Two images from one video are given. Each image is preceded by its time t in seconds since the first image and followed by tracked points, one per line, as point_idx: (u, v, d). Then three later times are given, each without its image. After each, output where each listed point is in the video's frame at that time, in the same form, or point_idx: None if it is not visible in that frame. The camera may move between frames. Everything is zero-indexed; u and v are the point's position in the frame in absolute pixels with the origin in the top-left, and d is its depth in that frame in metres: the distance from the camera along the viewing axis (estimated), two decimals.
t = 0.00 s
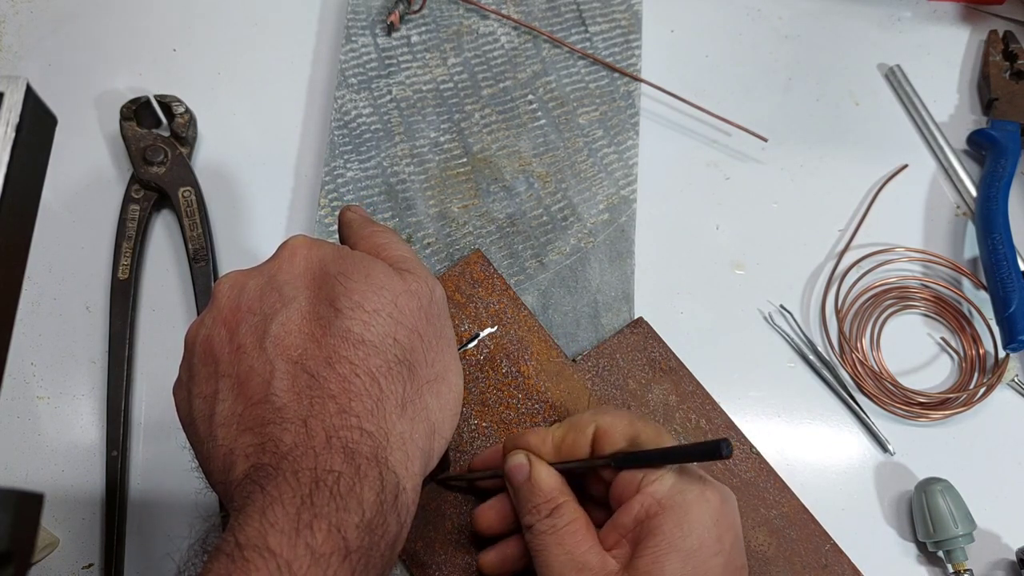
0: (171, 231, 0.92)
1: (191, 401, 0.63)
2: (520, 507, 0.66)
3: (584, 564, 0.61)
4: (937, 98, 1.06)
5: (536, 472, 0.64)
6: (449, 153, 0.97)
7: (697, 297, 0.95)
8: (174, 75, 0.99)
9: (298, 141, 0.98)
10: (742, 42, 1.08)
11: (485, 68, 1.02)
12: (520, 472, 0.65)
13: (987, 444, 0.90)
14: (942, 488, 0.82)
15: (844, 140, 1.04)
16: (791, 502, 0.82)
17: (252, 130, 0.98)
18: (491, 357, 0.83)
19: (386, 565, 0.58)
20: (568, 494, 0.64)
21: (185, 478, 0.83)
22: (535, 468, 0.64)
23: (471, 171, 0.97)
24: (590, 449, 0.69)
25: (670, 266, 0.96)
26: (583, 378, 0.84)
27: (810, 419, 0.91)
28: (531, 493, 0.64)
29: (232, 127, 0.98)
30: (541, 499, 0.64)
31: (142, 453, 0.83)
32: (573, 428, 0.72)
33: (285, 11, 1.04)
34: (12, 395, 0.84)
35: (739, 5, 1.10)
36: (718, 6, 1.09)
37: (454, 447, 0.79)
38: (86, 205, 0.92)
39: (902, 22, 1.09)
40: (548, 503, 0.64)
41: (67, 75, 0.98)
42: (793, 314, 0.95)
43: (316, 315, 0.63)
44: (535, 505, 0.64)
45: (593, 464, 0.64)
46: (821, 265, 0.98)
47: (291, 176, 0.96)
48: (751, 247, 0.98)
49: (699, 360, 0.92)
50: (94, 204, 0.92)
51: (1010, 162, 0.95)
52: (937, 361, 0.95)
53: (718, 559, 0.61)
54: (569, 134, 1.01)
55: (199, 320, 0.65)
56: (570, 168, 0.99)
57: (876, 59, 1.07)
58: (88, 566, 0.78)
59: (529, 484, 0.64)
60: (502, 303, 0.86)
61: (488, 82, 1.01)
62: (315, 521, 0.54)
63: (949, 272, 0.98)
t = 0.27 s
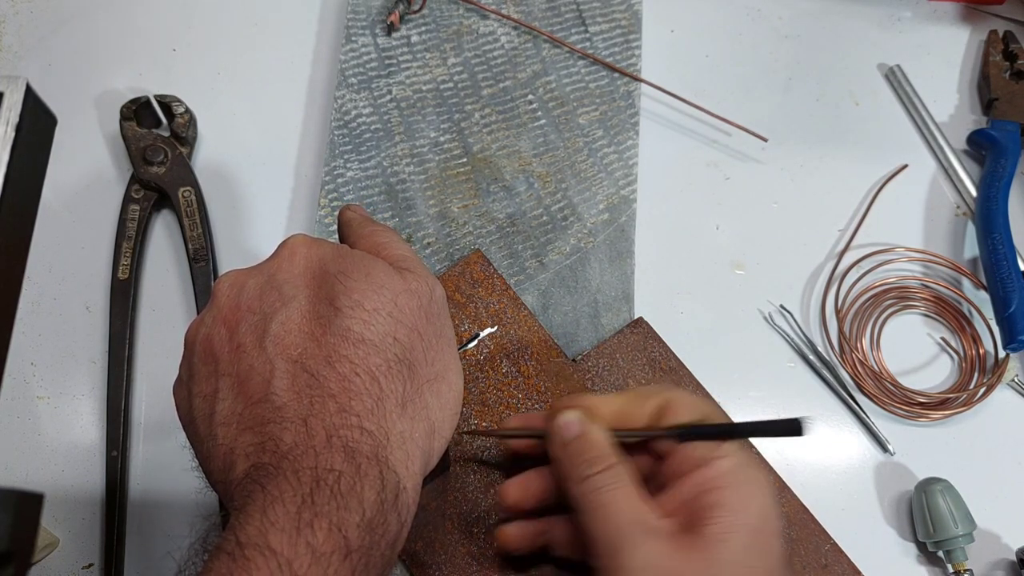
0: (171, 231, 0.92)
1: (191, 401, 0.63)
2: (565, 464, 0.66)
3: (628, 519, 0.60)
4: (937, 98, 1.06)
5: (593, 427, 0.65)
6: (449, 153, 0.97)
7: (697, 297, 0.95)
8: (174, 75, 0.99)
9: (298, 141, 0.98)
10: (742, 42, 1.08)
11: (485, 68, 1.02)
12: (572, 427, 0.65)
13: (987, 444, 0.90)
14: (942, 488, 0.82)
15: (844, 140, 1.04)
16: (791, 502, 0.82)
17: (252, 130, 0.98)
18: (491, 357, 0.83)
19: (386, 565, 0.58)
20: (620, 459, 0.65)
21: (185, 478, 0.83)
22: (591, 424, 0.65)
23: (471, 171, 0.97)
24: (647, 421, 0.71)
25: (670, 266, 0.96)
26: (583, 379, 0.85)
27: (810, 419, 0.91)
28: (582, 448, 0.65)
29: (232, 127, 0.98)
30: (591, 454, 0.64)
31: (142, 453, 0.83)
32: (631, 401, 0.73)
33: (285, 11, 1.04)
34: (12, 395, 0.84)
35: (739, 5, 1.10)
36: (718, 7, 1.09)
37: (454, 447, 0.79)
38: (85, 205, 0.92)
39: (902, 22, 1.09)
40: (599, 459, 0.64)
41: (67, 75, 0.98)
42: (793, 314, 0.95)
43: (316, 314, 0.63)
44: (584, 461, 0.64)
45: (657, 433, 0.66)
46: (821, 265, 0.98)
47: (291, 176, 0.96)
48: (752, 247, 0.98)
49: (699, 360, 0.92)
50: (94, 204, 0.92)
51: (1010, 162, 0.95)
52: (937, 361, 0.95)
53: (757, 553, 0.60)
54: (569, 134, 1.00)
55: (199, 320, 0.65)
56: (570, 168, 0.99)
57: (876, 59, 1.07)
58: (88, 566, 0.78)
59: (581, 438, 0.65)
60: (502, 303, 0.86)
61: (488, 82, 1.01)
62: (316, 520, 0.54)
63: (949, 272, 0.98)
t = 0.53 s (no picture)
0: (171, 231, 0.92)
1: (190, 403, 0.63)
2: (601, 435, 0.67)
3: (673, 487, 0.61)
4: (937, 98, 1.06)
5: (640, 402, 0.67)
6: (449, 153, 0.97)
7: (697, 297, 0.95)
8: (174, 75, 0.99)
9: (298, 141, 0.98)
10: (742, 42, 1.08)
11: (485, 68, 1.02)
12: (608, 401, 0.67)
13: (987, 444, 0.90)
14: (942, 488, 0.82)
15: (844, 140, 1.04)
16: (791, 502, 0.82)
17: (252, 129, 0.98)
18: (491, 357, 0.83)
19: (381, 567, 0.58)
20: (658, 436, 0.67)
21: (185, 478, 0.83)
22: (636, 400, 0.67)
23: (471, 171, 0.97)
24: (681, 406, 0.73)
25: (671, 266, 0.96)
26: (583, 379, 0.85)
27: (810, 419, 0.91)
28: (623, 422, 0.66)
29: (232, 127, 0.98)
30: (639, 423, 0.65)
31: (142, 452, 0.83)
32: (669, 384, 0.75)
33: (285, 11, 1.04)
34: (12, 395, 0.84)
35: (739, 5, 1.10)
36: (718, 7, 1.10)
37: (454, 447, 0.79)
38: (85, 205, 0.92)
39: (902, 22, 1.09)
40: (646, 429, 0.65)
41: (67, 75, 0.98)
42: (793, 314, 0.95)
43: (313, 315, 0.63)
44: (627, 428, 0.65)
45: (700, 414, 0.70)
46: (821, 265, 0.98)
47: (291, 176, 0.96)
48: (752, 247, 0.98)
49: (699, 360, 0.92)
50: (94, 204, 0.92)
51: (1010, 162, 0.95)
52: (938, 361, 0.95)
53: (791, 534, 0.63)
54: (569, 134, 1.00)
55: (197, 321, 0.65)
56: (570, 168, 0.99)
57: (876, 59, 1.08)
58: (88, 566, 0.78)
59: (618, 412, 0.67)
60: (502, 303, 0.86)
61: (488, 82, 1.01)
62: (311, 523, 0.54)
63: (949, 272, 0.98)
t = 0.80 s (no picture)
0: (171, 231, 0.92)
1: (190, 404, 0.63)
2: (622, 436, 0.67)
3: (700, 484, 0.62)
4: (937, 98, 1.06)
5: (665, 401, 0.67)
6: (449, 153, 0.97)
7: (697, 297, 0.95)
8: (174, 75, 0.99)
9: (298, 141, 0.98)
10: (742, 42, 1.08)
11: (485, 68, 1.02)
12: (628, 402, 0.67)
13: (987, 445, 0.90)
14: (942, 488, 0.82)
15: (844, 140, 1.04)
16: (792, 502, 0.82)
17: (252, 129, 0.98)
18: (491, 357, 0.83)
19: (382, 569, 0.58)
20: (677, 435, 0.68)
21: (185, 478, 0.83)
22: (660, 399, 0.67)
23: (471, 171, 0.97)
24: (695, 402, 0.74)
25: (671, 266, 0.96)
26: (583, 379, 0.85)
27: (810, 420, 0.91)
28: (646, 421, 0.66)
29: (232, 127, 0.98)
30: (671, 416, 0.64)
31: (142, 452, 0.83)
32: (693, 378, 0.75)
33: (285, 11, 1.04)
34: (12, 395, 0.84)
35: (739, 5, 1.10)
36: (718, 7, 1.10)
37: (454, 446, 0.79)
38: (85, 205, 0.92)
39: (902, 22, 1.09)
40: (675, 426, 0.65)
41: (67, 75, 0.98)
42: (793, 314, 0.95)
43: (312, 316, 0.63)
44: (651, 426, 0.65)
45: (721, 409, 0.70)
46: (821, 265, 0.98)
47: (291, 176, 0.96)
48: (752, 247, 0.98)
49: (698, 359, 0.92)
50: (94, 203, 0.92)
51: (1010, 162, 0.95)
52: (938, 361, 0.95)
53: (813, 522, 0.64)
54: (569, 134, 1.00)
55: (196, 322, 0.65)
56: (570, 168, 0.99)
57: (876, 59, 1.08)
58: (88, 565, 0.78)
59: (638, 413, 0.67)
60: (502, 303, 0.86)
61: (488, 82, 1.01)
62: (310, 526, 0.55)
63: (949, 272, 0.98)
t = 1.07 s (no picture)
0: (170, 231, 0.92)
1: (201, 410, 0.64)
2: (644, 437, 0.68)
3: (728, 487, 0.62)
4: (937, 98, 1.06)
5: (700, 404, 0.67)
6: (449, 153, 0.97)
7: (697, 297, 0.95)
8: (174, 75, 0.99)
9: (298, 141, 0.98)
10: (742, 42, 1.08)
11: (485, 68, 1.02)
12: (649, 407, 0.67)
13: (987, 445, 0.90)
14: (942, 488, 0.82)
15: (844, 140, 1.04)
16: (797, 503, 0.82)
17: (252, 129, 0.98)
18: (497, 350, 0.83)
19: None
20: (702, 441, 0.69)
21: (185, 477, 0.83)
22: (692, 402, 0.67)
23: (471, 171, 0.97)
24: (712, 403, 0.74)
25: (671, 266, 0.96)
26: (589, 374, 0.84)
27: (811, 419, 0.91)
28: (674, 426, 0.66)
29: (231, 126, 0.98)
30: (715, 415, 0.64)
31: (142, 452, 0.83)
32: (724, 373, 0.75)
33: (285, 11, 1.04)
34: (12, 395, 0.84)
35: (739, 6, 1.10)
36: (718, 7, 1.10)
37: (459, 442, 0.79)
38: (85, 205, 0.92)
39: (902, 22, 1.09)
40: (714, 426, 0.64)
41: (66, 75, 0.98)
42: (793, 314, 0.95)
43: (310, 319, 0.62)
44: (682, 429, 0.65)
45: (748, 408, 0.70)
46: (821, 265, 0.98)
47: (291, 176, 0.96)
48: (752, 247, 0.98)
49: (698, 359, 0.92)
50: (94, 203, 0.92)
51: (1010, 162, 0.95)
52: (938, 361, 0.95)
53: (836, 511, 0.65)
54: (569, 134, 1.00)
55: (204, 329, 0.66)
56: (570, 168, 0.99)
57: (876, 59, 1.08)
58: (88, 566, 0.78)
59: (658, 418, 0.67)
60: (508, 294, 0.86)
61: (488, 82, 1.01)
62: (290, 548, 0.53)
63: (949, 272, 0.98)
